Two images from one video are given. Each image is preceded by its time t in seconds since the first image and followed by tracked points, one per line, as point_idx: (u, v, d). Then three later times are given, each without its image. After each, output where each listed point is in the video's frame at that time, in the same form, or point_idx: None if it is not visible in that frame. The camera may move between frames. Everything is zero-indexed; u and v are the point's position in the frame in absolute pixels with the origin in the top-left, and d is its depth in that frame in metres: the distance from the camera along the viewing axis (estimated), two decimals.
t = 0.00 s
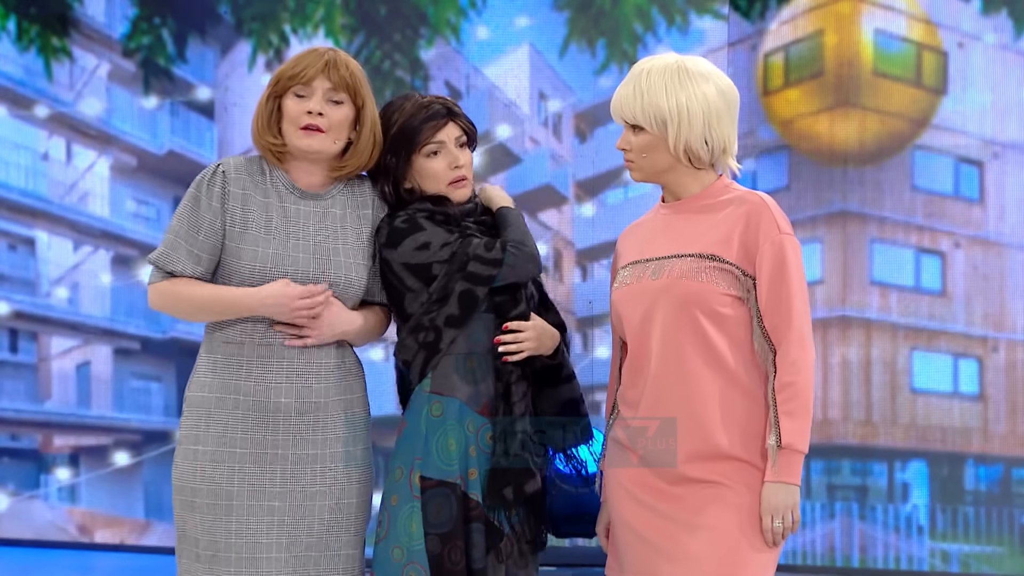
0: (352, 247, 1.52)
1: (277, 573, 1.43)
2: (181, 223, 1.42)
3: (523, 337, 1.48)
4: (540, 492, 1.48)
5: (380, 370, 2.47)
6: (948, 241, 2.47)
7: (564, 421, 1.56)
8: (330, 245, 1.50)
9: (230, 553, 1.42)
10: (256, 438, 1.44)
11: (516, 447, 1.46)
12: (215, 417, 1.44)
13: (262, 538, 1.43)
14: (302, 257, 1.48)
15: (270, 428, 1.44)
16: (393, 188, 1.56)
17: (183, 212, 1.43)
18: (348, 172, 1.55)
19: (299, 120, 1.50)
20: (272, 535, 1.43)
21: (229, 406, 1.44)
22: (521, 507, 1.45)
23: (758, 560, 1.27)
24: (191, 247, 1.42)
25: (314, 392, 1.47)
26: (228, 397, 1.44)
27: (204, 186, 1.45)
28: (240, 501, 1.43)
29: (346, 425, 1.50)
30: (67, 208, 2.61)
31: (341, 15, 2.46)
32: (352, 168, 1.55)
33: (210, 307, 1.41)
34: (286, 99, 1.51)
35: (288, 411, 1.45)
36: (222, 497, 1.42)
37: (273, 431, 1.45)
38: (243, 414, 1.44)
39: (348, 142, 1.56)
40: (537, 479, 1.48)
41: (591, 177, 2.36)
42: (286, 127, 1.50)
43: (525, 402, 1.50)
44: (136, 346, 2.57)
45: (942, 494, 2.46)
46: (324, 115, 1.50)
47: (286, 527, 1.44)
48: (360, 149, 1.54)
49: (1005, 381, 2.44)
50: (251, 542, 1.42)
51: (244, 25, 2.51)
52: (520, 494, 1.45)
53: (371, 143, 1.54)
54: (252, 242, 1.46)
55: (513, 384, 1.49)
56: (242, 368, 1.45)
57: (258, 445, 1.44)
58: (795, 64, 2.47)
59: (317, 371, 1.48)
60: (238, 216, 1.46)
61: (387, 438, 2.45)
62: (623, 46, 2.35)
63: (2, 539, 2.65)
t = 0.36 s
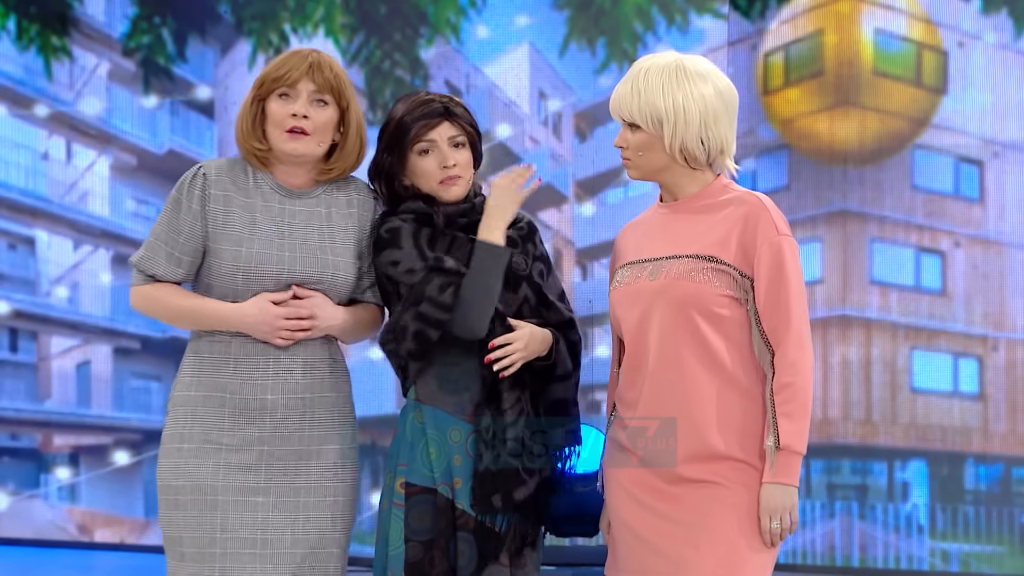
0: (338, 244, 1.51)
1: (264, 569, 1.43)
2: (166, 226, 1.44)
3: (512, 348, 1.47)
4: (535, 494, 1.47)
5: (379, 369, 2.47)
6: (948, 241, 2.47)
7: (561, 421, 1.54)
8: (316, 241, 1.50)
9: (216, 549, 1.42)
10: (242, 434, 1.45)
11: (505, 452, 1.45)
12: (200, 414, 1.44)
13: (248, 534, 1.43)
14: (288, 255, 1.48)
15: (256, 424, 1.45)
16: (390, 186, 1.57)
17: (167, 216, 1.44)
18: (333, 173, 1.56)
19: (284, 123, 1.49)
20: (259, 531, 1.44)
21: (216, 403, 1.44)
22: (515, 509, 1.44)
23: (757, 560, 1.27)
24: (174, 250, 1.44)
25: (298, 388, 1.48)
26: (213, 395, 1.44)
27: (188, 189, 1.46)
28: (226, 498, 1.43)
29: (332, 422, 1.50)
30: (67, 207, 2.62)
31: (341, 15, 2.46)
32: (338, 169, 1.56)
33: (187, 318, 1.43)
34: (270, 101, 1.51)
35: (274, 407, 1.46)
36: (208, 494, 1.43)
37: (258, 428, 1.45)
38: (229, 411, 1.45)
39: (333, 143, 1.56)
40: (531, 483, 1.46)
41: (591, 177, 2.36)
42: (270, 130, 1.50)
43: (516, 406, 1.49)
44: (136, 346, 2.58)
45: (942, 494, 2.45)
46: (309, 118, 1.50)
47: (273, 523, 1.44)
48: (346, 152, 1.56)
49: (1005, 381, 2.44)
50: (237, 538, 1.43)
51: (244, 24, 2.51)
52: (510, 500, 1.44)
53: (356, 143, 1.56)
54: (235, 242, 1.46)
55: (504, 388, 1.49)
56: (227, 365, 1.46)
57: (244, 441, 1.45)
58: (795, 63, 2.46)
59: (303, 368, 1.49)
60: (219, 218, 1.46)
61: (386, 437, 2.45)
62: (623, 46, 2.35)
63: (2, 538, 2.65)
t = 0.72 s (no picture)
0: (318, 246, 1.45)
1: None
2: (146, 239, 1.29)
3: (500, 352, 1.45)
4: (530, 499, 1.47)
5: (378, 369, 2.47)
6: (948, 241, 2.47)
7: (564, 422, 1.54)
8: (298, 245, 1.42)
9: (200, 558, 1.33)
10: (227, 439, 1.36)
11: (494, 458, 1.46)
12: (182, 419, 1.34)
13: (233, 542, 1.35)
14: (273, 262, 1.38)
15: (241, 429, 1.36)
16: (394, 179, 1.57)
17: (148, 229, 1.30)
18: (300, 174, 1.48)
19: (299, 134, 1.40)
20: (245, 538, 1.35)
21: (198, 409, 1.35)
22: (507, 515, 1.46)
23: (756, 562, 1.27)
24: (160, 264, 1.30)
25: (284, 390, 1.41)
26: (196, 401, 1.35)
27: (165, 199, 1.32)
28: (210, 505, 1.34)
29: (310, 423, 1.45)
30: (67, 207, 2.62)
31: (341, 15, 2.46)
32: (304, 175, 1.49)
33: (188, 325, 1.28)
34: (275, 109, 1.38)
35: (260, 411, 1.38)
36: (190, 501, 1.33)
37: (244, 432, 1.37)
38: (212, 416, 1.35)
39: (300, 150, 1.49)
40: (524, 489, 1.46)
41: (591, 177, 2.36)
42: (281, 141, 1.39)
43: (507, 412, 1.49)
44: (136, 346, 2.58)
45: (942, 494, 2.45)
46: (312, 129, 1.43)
47: (259, 530, 1.36)
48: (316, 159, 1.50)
49: (1005, 381, 2.44)
50: (223, 546, 1.34)
51: (244, 24, 2.50)
52: (499, 506, 1.45)
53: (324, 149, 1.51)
54: (222, 251, 1.35)
55: (492, 393, 1.50)
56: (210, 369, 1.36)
57: (229, 446, 1.36)
58: (795, 63, 2.46)
59: (286, 369, 1.42)
60: (205, 228, 1.34)
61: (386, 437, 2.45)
62: (623, 46, 2.35)
63: (3, 538, 2.66)
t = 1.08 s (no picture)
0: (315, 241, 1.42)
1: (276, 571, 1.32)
2: (184, 262, 1.22)
3: (483, 355, 1.45)
4: (516, 503, 1.48)
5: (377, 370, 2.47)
6: (948, 241, 2.47)
7: (561, 425, 1.54)
8: (306, 243, 1.39)
9: (233, 559, 1.28)
10: (256, 439, 1.31)
11: (477, 462, 1.48)
12: (209, 422, 1.28)
13: (262, 540, 1.31)
14: (295, 265, 1.35)
15: (267, 427, 1.33)
16: (397, 178, 1.59)
17: (186, 253, 1.22)
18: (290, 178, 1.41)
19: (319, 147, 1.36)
20: (271, 535, 1.32)
21: (228, 411, 1.29)
22: (492, 518, 1.46)
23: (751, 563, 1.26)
24: (203, 285, 1.23)
25: (295, 386, 1.40)
26: (226, 404, 1.29)
27: (195, 218, 1.24)
28: (242, 505, 1.29)
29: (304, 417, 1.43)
30: (67, 208, 2.62)
31: (341, 16, 2.46)
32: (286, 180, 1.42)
33: (245, 342, 1.24)
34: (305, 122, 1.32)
35: (281, 410, 1.35)
36: (223, 503, 1.27)
37: (267, 430, 1.33)
38: (242, 418, 1.30)
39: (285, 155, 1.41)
40: (508, 494, 1.48)
41: (592, 178, 2.36)
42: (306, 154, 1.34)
43: (492, 418, 1.49)
44: (135, 347, 2.58)
45: (942, 495, 2.46)
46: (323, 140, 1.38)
47: (282, 525, 1.33)
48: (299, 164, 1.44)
49: (1005, 382, 2.44)
50: (254, 545, 1.30)
51: (244, 25, 2.51)
52: (484, 510, 1.46)
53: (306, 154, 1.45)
54: (258, 261, 1.30)
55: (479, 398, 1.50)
56: (237, 371, 1.30)
57: (257, 445, 1.31)
58: (795, 64, 2.46)
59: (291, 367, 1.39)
60: (237, 242, 1.28)
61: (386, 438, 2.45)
62: (623, 46, 2.35)
63: (3, 539, 2.66)
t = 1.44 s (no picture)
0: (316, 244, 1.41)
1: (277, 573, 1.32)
2: (184, 266, 1.22)
3: (495, 360, 1.45)
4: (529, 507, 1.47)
5: (377, 372, 2.47)
6: (948, 243, 2.47)
7: (569, 429, 1.52)
8: (306, 246, 1.39)
9: (235, 560, 1.28)
10: (258, 440, 1.31)
11: (490, 466, 1.48)
12: (212, 423, 1.28)
13: (263, 541, 1.31)
14: (295, 268, 1.35)
15: (269, 429, 1.32)
16: (415, 179, 1.59)
17: (186, 256, 1.22)
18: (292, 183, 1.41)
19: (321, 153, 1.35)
20: (272, 536, 1.32)
21: (231, 412, 1.29)
22: (505, 522, 1.46)
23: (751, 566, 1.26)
24: (203, 290, 1.23)
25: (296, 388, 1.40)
26: (229, 405, 1.29)
27: (194, 222, 1.24)
28: (244, 506, 1.29)
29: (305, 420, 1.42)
30: (67, 210, 2.62)
31: (342, 17, 2.46)
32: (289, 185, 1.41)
33: (239, 344, 1.24)
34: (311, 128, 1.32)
35: (283, 412, 1.35)
36: (224, 503, 1.27)
37: (270, 432, 1.33)
38: (244, 419, 1.30)
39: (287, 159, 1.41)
40: (520, 498, 1.47)
41: (591, 180, 2.37)
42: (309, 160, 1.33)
43: (505, 422, 1.49)
44: (135, 348, 2.58)
45: (942, 497, 2.45)
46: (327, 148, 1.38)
47: (283, 527, 1.33)
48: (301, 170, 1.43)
49: (1005, 383, 2.43)
50: (255, 546, 1.30)
51: (244, 27, 2.52)
52: (496, 514, 1.46)
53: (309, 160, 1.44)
54: (256, 263, 1.29)
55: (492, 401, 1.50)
56: (239, 373, 1.30)
57: (259, 446, 1.31)
58: (796, 66, 2.46)
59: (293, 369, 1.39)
60: (237, 245, 1.28)
61: (386, 440, 2.45)
62: (623, 48, 2.35)
63: (4, 540, 2.66)
